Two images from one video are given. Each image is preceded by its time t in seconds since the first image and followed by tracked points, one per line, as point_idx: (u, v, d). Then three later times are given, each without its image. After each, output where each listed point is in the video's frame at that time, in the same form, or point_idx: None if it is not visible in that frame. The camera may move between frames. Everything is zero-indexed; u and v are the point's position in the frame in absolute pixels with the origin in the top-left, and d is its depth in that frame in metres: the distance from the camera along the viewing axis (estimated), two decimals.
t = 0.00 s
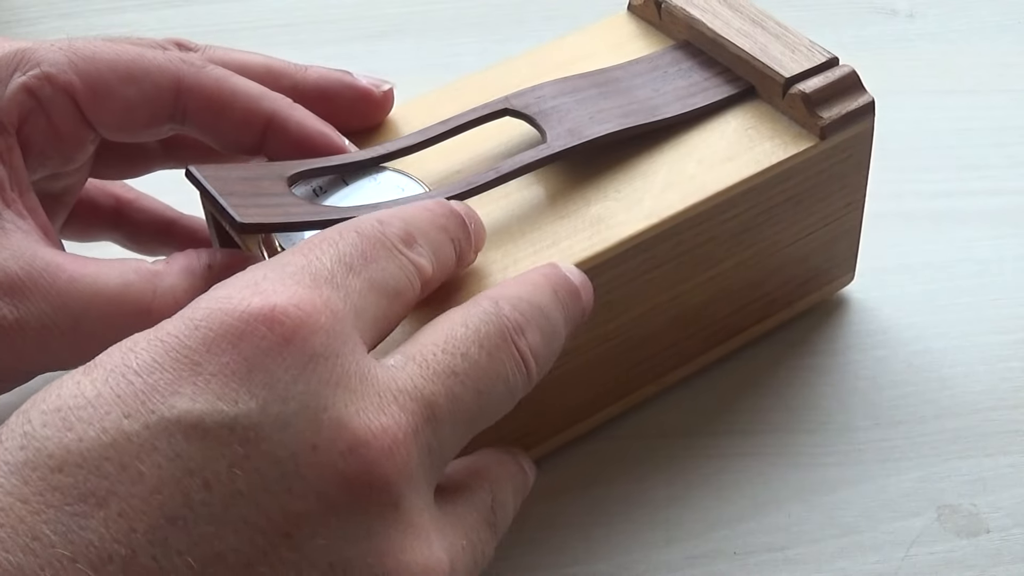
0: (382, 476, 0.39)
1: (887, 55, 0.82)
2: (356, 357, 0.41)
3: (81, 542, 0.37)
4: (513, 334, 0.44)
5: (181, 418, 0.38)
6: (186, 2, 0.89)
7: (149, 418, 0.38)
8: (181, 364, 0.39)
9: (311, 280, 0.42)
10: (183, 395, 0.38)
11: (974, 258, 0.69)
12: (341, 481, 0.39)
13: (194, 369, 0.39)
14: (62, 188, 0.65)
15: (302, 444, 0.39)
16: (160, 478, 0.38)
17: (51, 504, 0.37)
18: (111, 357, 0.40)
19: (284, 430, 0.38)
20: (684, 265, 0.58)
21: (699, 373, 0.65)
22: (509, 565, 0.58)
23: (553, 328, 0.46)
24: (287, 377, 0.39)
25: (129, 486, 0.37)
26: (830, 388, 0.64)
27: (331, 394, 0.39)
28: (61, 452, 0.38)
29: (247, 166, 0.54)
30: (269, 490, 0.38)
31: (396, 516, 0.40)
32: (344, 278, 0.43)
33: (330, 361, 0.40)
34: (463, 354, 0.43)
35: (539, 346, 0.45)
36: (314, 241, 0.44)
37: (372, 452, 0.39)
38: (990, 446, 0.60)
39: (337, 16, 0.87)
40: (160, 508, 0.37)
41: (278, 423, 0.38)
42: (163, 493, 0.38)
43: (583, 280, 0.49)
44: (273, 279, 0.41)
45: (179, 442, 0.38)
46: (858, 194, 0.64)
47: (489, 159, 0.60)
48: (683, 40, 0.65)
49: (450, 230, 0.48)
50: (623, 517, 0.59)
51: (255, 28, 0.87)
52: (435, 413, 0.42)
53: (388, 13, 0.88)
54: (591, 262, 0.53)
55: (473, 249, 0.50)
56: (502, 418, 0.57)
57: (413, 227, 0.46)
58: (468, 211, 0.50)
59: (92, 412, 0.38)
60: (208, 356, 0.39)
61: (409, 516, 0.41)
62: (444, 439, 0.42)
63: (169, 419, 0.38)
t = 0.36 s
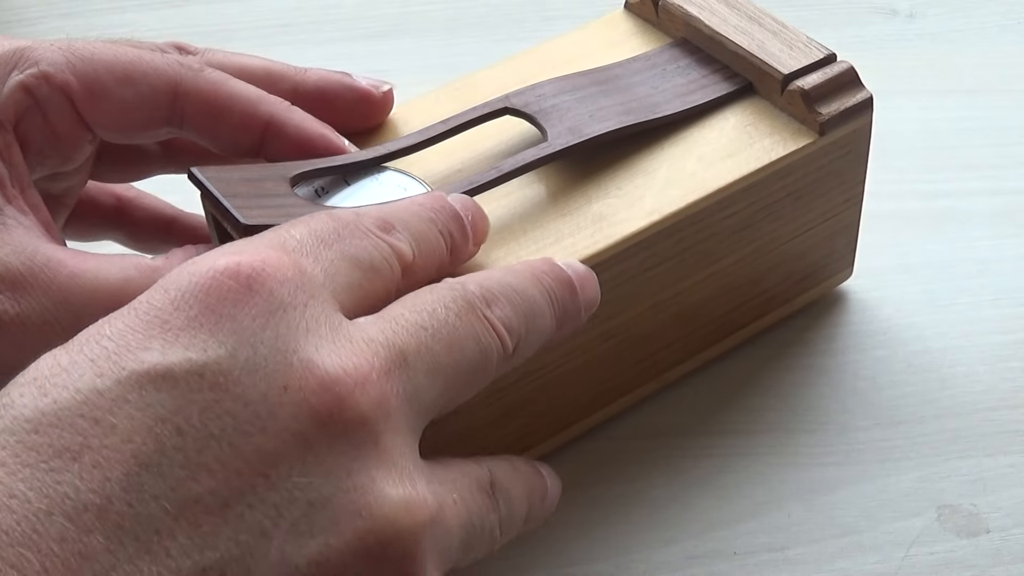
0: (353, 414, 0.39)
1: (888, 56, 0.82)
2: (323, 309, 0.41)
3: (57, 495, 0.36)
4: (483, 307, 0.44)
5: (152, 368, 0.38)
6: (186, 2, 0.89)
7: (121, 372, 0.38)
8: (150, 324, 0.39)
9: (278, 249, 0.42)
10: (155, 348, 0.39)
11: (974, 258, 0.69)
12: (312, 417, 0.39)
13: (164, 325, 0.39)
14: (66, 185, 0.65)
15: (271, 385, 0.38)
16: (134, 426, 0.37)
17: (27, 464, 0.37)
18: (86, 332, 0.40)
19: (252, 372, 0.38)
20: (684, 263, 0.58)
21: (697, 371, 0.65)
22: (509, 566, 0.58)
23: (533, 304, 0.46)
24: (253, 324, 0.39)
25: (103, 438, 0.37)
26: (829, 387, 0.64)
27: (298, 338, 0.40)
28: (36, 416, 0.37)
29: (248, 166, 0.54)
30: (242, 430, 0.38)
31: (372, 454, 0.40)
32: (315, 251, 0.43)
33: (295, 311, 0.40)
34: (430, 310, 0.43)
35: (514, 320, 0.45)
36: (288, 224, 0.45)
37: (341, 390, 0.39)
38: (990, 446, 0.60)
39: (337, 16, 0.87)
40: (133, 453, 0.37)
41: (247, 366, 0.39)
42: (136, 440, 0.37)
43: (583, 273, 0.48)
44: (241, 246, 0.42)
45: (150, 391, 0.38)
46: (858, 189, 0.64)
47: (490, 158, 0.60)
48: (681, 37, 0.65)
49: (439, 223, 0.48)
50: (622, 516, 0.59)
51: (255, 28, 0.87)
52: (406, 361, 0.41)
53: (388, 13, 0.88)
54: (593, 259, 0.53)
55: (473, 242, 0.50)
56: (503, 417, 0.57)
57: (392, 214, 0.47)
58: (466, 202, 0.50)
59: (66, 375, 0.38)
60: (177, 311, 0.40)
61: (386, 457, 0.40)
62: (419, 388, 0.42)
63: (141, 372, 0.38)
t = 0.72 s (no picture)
0: (342, 376, 0.38)
1: (888, 56, 0.82)
2: (312, 281, 0.41)
3: (43, 459, 0.35)
4: (473, 291, 0.44)
5: (141, 333, 0.38)
6: (187, 3, 0.89)
7: (110, 338, 0.38)
8: (141, 294, 0.39)
9: (269, 226, 0.42)
10: (144, 316, 0.38)
11: (974, 258, 0.69)
12: (298, 380, 0.38)
13: (153, 294, 0.39)
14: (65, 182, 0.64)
15: (260, 348, 0.38)
16: (122, 390, 0.37)
17: (15, 430, 0.36)
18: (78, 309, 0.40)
19: (240, 337, 0.38)
20: (683, 262, 0.58)
21: (697, 370, 0.65)
22: (509, 566, 0.57)
23: (524, 294, 0.46)
24: (241, 291, 0.39)
25: (91, 402, 0.36)
26: (829, 387, 0.64)
27: (286, 305, 0.39)
28: (24, 384, 0.37)
29: (248, 167, 0.54)
30: (230, 392, 0.37)
31: (361, 417, 0.39)
32: (306, 232, 0.43)
33: (283, 281, 0.40)
34: (418, 287, 0.42)
35: (504, 305, 0.45)
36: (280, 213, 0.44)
37: (329, 354, 0.39)
38: (990, 446, 0.60)
39: (338, 16, 0.87)
40: (121, 416, 0.36)
41: (235, 330, 0.38)
42: (124, 403, 0.36)
43: (580, 271, 0.49)
44: (230, 225, 0.42)
45: (138, 355, 0.37)
46: (858, 189, 0.63)
47: (490, 157, 0.60)
48: (681, 38, 0.65)
49: (433, 224, 0.48)
50: (622, 516, 0.59)
51: (255, 28, 0.87)
52: (396, 331, 0.41)
53: (388, 13, 0.87)
54: (593, 259, 0.53)
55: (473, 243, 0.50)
56: (503, 417, 0.57)
57: (387, 213, 0.47)
58: (467, 203, 0.50)
59: (56, 345, 0.38)
60: (166, 282, 0.39)
61: (377, 423, 0.39)
62: (410, 358, 0.41)
63: (130, 337, 0.37)
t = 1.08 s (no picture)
0: (331, 377, 0.38)
1: (888, 56, 0.82)
2: (301, 283, 0.41)
3: (34, 464, 0.35)
4: (464, 294, 0.44)
5: (130, 337, 0.38)
6: (187, 3, 0.89)
7: (99, 342, 0.37)
8: (131, 298, 0.39)
9: (259, 228, 0.42)
10: (135, 320, 0.38)
11: (974, 258, 0.69)
12: (287, 382, 0.38)
13: (142, 298, 0.39)
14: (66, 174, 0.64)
15: (248, 351, 0.38)
16: (112, 394, 0.37)
17: (7, 435, 0.36)
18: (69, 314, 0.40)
19: (229, 339, 0.38)
20: (683, 262, 0.58)
21: (696, 371, 0.65)
22: (509, 565, 0.57)
23: (517, 295, 0.45)
24: (230, 294, 0.39)
25: (81, 406, 0.36)
26: (830, 387, 0.64)
27: (275, 307, 0.39)
28: (15, 389, 0.37)
29: (248, 167, 0.54)
30: (219, 395, 0.37)
31: (349, 418, 0.39)
32: (298, 234, 0.43)
33: (271, 283, 0.40)
34: (408, 288, 0.42)
35: (495, 307, 0.44)
36: (273, 214, 0.44)
37: (317, 355, 0.39)
38: (990, 446, 0.60)
39: (337, 16, 0.87)
40: (112, 420, 0.36)
41: (224, 333, 0.38)
42: (114, 407, 0.36)
43: (577, 270, 0.48)
44: (221, 228, 0.42)
45: (128, 359, 0.37)
46: (858, 188, 0.63)
47: (490, 157, 0.60)
48: (681, 37, 0.65)
49: (432, 224, 0.48)
50: (621, 516, 0.59)
51: (255, 28, 0.87)
52: (385, 332, 0.41)
53: (387, 13, 0.87)
54: (593, 259, 0.53)
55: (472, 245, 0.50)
56: (502, 419, 0.57)
57: (382, 215, 0.47)
58: (466, 203, 0.50)
59: (48, 349, 0.38)
60: (155, 286, 0.39)
61: (365, 425, 0.39)
62: (400, 359, 0.41)
63: (119, 341, 0.37)
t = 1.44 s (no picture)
0: (333, 373, 0.38)
1: (888, 56, 0.82)
2: (302, 280, 0.41)
3: (36, 461, 0.35)
4: (464, 295, 0.44)
5: (132, 335, 0.38)
6: (187, 3, 0.89)
7: (100, 340, 0.38)
8: (132, 296, 0.39)
9: (260, 227, 0.42)
10: (136, 317, 0.38)
11: (974, 258, 0.69)
12: (289, 378, 0.38)
13: (144, 296, 0.39)
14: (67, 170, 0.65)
15: (249, 347, 0.38)
16: (114, 391, 0.37)
17: (9, 433, 0.36)
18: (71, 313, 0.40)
19: (230, 336, 0.38)
20: (683, 262, 0.58)
21: (696, 370, 0.65)
22: (509, 565, 0.57)
23: (516, 295, 0.46)
24: (231, 292, 0.39)
25: (83, 403, 0.36)
26: (830, 387, 0.64)
27: (276, 304, 0.39)
28: (17, 387, 0.37)
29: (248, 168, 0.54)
30: (221, 391, 0.37)
31: (351, 414, 0.39)
32: (298, 233, 0.43)
33: (272, 280, 0.40)
34: (408, 287, 0.42)
35: (494, 307, 0.45)
36: (273, 213, 0.44)
37: (319, 351, 0.39)
38: (990, 446, 0.60)
39: (338, 16, 0.87)
40: (114, 416, 0.36)
41: (226, 329, 0.38)
42: (116, 404, 0.36)
43: (576, 270, 0.48)
44: (221, 227, 0.42)
45: (129, 356, 0.37)
46: (858, 188, 0.63)
47: (489, 157, 0.60)
48: (681, 37, 0.65)
49: (433, 224, 0.48)
50: (621, 516, 0.59)
51: (255, 28, 0.87)
52: (386, 329, 0.41)
53: (388, 13, 0.87)
54: (593, 259, 0.53)
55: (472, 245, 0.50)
56: (502, 418, 0.57)
57: (382, 214, 0.47)
58: (466, 203, 0.50)
59: (50, 347, 0.38)
60: (156, 284, 0.39)
61: (367, 420, 0.39)
62: (401, 356, 0.41)
63: (120, 339, 0.37)
